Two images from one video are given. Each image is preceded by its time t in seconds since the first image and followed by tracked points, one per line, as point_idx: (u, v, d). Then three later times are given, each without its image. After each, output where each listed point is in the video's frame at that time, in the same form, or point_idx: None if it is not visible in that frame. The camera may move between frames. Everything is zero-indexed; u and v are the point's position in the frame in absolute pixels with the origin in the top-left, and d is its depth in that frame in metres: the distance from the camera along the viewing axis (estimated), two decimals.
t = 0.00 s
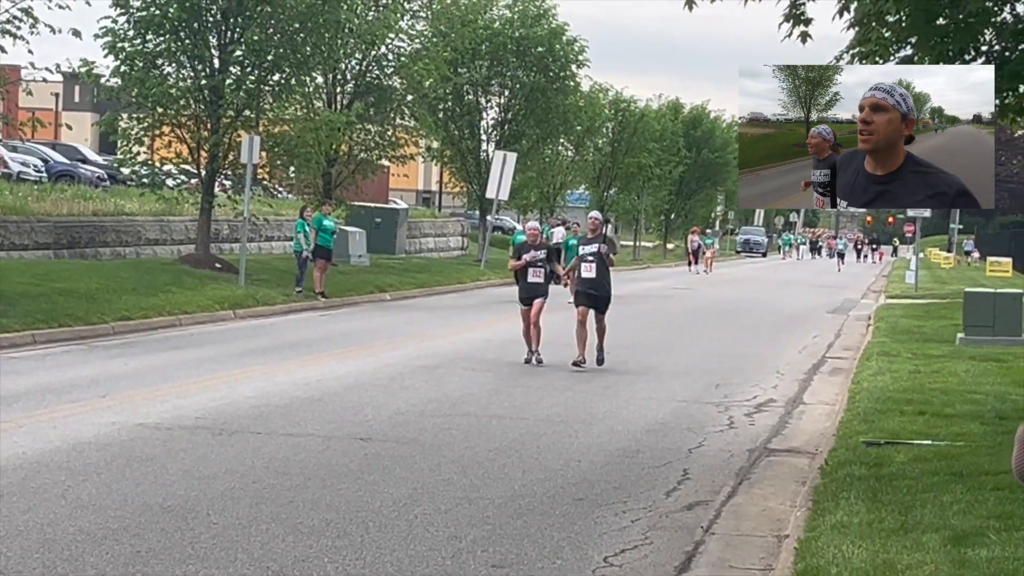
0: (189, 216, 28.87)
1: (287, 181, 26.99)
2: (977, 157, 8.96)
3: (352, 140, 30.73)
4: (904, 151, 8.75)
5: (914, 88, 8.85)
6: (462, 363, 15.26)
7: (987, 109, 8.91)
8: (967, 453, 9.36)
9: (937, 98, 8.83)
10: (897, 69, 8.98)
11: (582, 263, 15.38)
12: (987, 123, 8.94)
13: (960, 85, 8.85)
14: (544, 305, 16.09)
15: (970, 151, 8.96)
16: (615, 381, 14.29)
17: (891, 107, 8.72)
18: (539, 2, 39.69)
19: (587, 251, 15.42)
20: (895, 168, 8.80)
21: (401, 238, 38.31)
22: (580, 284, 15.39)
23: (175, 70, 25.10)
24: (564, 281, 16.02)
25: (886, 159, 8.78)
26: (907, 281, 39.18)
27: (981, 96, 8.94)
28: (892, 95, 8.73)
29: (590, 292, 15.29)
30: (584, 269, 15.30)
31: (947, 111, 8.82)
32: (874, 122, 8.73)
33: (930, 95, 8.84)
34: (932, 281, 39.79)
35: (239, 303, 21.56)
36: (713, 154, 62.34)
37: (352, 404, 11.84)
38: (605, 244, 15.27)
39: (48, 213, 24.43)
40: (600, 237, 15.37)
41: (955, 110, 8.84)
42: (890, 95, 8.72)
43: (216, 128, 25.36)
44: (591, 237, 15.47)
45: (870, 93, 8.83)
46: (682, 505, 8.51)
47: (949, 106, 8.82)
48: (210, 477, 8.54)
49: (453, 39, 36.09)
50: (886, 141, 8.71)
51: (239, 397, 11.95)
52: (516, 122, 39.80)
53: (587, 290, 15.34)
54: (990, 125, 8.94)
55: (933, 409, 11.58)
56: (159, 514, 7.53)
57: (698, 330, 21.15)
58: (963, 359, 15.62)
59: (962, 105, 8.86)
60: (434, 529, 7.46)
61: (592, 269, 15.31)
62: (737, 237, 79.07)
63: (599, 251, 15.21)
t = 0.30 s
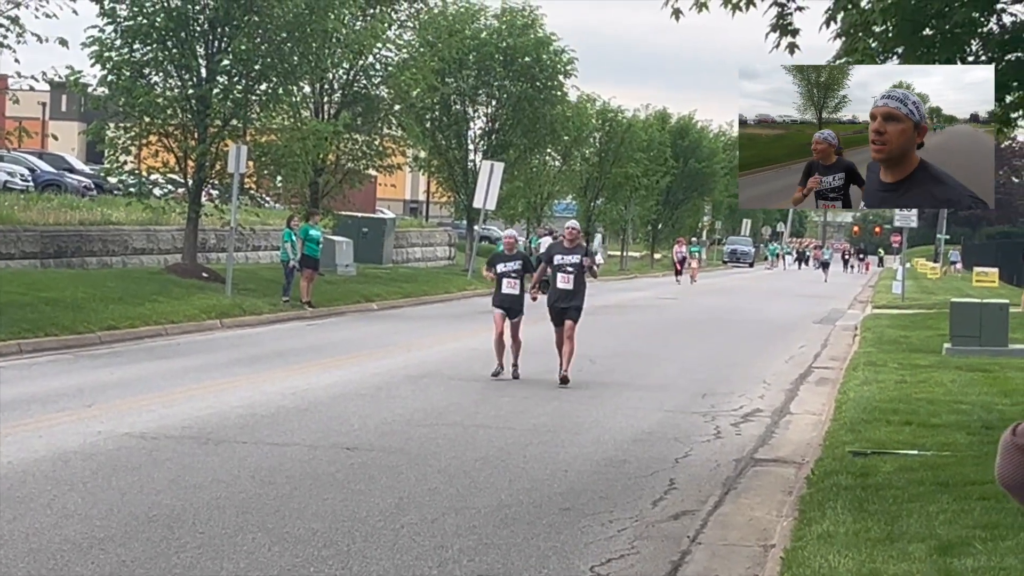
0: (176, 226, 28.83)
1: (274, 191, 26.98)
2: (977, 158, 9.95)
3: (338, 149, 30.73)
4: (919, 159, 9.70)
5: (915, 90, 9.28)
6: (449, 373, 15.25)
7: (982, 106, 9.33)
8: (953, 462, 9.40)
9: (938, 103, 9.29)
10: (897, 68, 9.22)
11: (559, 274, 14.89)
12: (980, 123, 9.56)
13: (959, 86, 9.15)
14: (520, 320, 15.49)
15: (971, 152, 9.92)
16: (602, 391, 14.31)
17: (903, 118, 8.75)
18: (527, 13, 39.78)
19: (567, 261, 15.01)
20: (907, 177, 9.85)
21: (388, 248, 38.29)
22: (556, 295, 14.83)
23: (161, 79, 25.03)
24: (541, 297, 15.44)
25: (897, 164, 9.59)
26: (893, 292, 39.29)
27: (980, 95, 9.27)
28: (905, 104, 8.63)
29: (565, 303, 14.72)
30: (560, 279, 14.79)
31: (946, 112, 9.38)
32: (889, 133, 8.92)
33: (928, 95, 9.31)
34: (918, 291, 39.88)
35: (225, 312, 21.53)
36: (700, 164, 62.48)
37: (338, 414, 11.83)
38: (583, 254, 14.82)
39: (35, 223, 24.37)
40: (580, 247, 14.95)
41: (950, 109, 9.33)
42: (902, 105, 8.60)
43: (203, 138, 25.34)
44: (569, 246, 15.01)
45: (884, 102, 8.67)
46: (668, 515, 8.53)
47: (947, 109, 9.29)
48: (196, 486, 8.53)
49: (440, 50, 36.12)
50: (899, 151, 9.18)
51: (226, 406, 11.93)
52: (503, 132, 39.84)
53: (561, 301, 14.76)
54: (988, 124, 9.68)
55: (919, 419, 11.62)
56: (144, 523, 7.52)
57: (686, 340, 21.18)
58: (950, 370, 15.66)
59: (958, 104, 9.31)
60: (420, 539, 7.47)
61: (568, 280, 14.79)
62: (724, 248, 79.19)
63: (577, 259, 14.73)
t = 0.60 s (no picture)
0: (162, 230, 28.76)
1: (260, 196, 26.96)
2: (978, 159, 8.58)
3: (325, 154, 30.71)
4: (919, 157, 8.14)
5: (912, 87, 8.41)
6: (435, 377, 15.26)
7: (984, 108, 8.52)
8: (939, 466, 9.43)
9: (937, 99, 8.30)
10: (892, 69, 8.60)
11: (530, 280, 14.36)
12: (982, 122, 8.52)
13: (957, 85, 8.42)
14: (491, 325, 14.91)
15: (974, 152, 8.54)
16: (588, 395, 14.33)
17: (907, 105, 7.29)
18: (513, 18, 39.86)
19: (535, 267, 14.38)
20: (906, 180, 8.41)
21: (374, 253, 38.25)
22: (529, 302, 14.33)
23: (147, 84, 25.02)
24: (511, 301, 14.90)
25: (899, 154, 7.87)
26: (879, 296, 39.44)
27: (979, 95, 8.53)
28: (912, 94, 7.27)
29: (539, 310, 14.25)
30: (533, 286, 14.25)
31: (945, 111, 8.25)
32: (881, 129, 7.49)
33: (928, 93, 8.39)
34: (903, 297, 40.00)
35: (211, 316, 21.49)
36: (685, 169, 62.63)
37: (324, 418, 11.81)
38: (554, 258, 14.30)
39: (20, 227, 24.30)
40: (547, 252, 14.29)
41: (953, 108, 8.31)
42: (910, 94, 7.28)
43: (188, 142, 25.29)
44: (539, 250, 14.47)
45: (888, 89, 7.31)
46: (655, 518, 8.55)
47: (948, 105, 8.29)
48: (181, 490, 8.52)
49: (426, 54, 36.16)
50: (904, 145, 7.63)
51: (211, 411, 11.91)
52: (489, 137, 39.87)
53: (535, 309, 14.27)
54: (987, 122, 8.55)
55: (905, 422, 11.66)
56: (129, 527, 7.50)
57: (673, 345, 21.23)
58: (935, 374, 15.72)
59: (960, 103, 8.34)
60: (406, 543, 7.47)
61: (542, 287, 14.29)
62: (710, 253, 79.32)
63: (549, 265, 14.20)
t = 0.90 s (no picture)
0: (150, 231, 28.68)
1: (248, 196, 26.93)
2: (985, 160, 8.07)
3: (314, 154, 30.68)
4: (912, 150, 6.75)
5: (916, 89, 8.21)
6: (424, 378, 15.24)
7: (988, 107, 8.18)
8: (928, 466, 9.47)
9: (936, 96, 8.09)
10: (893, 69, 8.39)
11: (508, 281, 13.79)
12: (987, 121, 8.10)
13: (961, 84, 8.26)
14: (466, 330, 14.29)
15: (978, 151, 8.01)
16: (577, 395, 14.35)
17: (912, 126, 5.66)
18: (501, 19, 39.87)
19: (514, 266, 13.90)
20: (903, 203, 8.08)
21: (363, 253, 38.19)
22: (504, 304, 13.73)
23: (136, 84, 24.95)
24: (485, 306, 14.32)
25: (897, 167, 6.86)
26: (868, 297, 39.52)
27: (982, 95, 8.24)
28: (913, 110, 5.62)
29: (515, 313, 13.65)
30: (510, 287, 13.71)
31: (946, 109, 8.00)
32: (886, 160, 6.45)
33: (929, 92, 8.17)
34: (892, 297, 40.09)
35: (200, 317, 21.43)
36: (674, 169, 62.70)
37: (313, 418, 11.79)
38: (533, 260, 13.84)
39: (8, 228, 24.22)
40: (528, 252, 13.86)
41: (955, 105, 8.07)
42: (910, 112, 5.60)
43: (177, 142, 25.24)
44: (517, 253, 14.01)
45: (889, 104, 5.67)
46: (643, 518, 8.55)
47: (947, 103, 8.05)
48: (170, 490, 8.49)
49: (414, 55, 36.15)
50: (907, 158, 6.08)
51: (200, 411, 11.88)
52: (478, 138, 39.84)
53: (512, 312, 13.67)
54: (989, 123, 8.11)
55: (893, 422, 11.71)
56: (116, 527, 7.46)
57: (661, 345, 21.26)
58: (923, 374, 15.77)
59: (961, 100, 8.09)
60: (395, 543, 7.45)
61: (519, 289, 13.74)
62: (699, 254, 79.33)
63: (528, 265, 13.72)
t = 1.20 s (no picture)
0: (138, 227, 28.63)
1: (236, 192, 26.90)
2: (986, 152, 7.91)
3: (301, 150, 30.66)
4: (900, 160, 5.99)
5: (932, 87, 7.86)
6: (412, 374, 15.22)
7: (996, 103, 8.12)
8: (915, 462, 9.49)
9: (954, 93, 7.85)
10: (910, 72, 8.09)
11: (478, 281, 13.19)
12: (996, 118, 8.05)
13: (976, 78, 8.12)
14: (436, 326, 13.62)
15: (980, 143, 7.82)
16: (565, 392, 14.35)
17: (917, 121, 5.40)
18: (488, 15, 39.85)
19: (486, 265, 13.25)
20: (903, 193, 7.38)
21: (351, 249, 38.16)
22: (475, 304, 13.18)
23: (123, 80, 24.85)
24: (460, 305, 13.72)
25: (908, 172, 6.59)
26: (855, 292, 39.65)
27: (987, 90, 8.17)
28: (915, 104, 5.29)
29: (486, 313, 13.09)
30: (479, 287, 13.16)
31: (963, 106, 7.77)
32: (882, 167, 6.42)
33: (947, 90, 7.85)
34: (879, 293, 40.20)
35: (187, 313, 21.40)
36: (661, 166, 62.76)
37: (300, 414, 11.77)
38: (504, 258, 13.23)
39: None
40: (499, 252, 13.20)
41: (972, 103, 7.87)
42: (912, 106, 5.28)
43: (164, 138, 25.16)
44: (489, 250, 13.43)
45: (889, 97, 5.37)
46: (631, 514, 8.57)
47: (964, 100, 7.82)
48: (157, 486, 8.49)
49: (402, 51, 36.11)
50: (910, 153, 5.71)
51: (187, 407, 11.86)
52: (466, 133, 39.82)
53: (482, 312, 13.11)
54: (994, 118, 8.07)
55: (881, 418, 11.73)
56: (104, 523, 7.46)
57: (649, 341, 21.27)
58: (910, 370, 15.80)
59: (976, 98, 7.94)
60: (382, 538, 7.45)
61: (489, 288, 13.16)
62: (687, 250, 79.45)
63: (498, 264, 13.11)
